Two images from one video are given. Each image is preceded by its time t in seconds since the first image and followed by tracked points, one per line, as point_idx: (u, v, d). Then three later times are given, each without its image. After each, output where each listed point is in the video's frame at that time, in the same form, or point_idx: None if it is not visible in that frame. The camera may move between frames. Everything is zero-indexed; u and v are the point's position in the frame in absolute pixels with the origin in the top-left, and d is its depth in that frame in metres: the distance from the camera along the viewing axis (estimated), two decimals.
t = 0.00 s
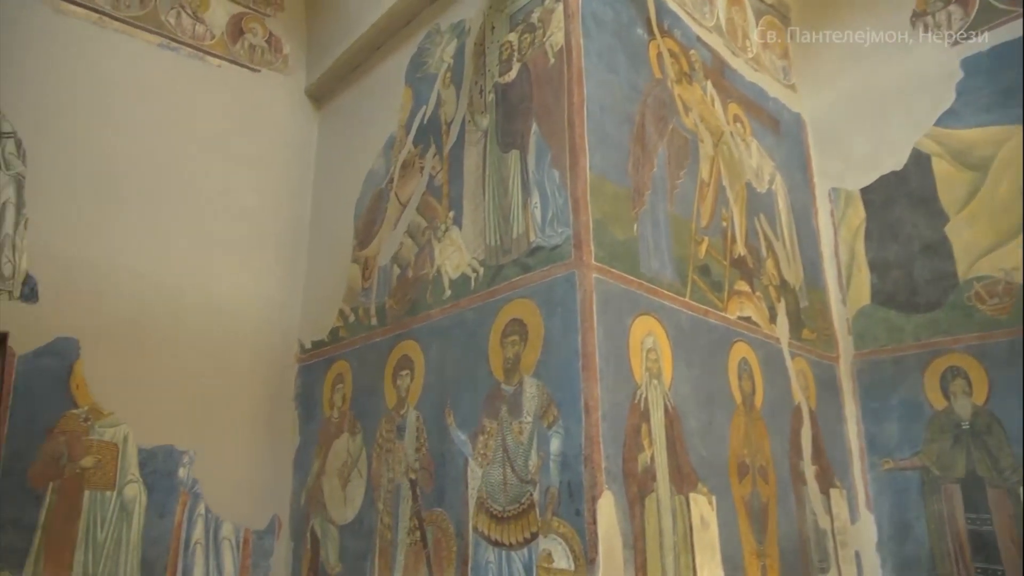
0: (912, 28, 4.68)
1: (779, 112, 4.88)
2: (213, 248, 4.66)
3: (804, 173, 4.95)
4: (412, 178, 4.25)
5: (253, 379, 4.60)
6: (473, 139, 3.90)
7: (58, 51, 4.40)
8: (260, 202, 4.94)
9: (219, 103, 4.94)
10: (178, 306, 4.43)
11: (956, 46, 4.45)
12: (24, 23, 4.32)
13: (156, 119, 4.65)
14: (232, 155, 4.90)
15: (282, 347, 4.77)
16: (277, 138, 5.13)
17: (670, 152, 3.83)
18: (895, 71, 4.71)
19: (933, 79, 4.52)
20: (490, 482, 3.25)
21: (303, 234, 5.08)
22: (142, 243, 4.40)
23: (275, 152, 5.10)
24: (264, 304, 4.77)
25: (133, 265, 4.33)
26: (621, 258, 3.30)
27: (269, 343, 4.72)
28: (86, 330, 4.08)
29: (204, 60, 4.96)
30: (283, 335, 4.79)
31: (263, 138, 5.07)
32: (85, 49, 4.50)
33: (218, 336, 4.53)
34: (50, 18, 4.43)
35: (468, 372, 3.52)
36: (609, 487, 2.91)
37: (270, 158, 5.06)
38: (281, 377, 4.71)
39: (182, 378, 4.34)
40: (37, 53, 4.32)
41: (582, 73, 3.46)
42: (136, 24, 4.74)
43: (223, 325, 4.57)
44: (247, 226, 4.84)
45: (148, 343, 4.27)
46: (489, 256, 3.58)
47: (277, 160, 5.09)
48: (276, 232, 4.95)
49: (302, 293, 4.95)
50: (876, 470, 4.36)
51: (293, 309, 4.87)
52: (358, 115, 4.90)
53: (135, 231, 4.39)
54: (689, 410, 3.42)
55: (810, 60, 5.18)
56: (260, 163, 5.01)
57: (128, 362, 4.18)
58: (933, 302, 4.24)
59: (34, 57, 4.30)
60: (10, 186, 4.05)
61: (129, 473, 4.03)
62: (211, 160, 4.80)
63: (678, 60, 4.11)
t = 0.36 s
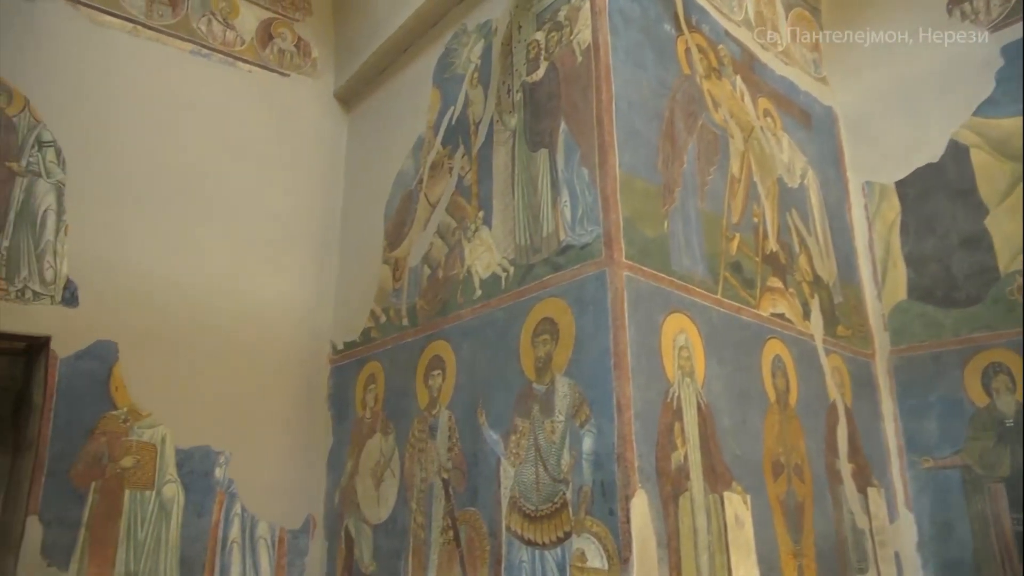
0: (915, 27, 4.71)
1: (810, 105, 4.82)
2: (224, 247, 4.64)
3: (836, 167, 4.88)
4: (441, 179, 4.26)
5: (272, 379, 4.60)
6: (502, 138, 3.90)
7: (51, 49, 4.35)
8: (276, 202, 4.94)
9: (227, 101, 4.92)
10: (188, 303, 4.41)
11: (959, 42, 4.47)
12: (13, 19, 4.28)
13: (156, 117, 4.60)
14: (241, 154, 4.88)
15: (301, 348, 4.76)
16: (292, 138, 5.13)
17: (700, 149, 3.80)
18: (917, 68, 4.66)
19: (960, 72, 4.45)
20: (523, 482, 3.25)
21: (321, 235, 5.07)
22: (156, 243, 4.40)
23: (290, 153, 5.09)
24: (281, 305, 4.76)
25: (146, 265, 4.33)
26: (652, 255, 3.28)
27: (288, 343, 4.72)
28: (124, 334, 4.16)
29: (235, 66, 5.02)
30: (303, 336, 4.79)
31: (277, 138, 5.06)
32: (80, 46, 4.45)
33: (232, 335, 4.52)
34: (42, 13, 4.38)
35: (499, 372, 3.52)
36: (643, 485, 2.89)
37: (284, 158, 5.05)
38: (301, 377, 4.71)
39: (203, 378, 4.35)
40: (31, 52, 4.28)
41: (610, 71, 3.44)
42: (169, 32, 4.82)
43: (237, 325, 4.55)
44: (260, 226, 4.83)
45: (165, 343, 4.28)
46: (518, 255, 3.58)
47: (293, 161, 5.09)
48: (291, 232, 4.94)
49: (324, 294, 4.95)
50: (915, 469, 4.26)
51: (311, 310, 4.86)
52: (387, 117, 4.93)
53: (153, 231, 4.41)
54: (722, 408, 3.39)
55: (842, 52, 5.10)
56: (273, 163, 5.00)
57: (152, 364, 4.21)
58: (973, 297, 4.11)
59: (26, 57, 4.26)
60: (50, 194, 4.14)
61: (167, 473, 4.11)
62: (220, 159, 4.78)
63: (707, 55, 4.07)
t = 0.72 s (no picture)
0: (916, 27, 4.46)
1: (845, 97, 4.74)
2: (231, 247, 4.61)
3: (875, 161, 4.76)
4: (473, 179, 4.27)
5: (284, 379, 4.57)
6: (533, 137, 3.90)
7: (48, 49, 4.33)
8: (288, 202, 4.92)
9: (235, 101, 4.90)
10: (194, 302, 4.39)
11: (959, 42, 4.16)
12: (10, 17, 4.27)
13: (156, 116, 4.57)
14: (246, 153, 4.84)
15: (312, 349, 4.72)
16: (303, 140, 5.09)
17: (733, 144, 3.76)
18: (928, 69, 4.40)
19: (981, 63, 4.03)
20: (558, 481, 3.25)
21: (334, 237, 5.03)
22: (185, 243, 4.45)
23: (301, 154, 5.06)
24: (291, 306, 4.72)
25: (175, 265, 4.39)
26: (687, 252, 3.26)
27: (300, 347, 4.68)
28: (166, 337, 4.24)
29: (267, 71, 5.08)
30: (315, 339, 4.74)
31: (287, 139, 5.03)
32: (75, 44, 4.42)
33: (240, 335, 4.48)
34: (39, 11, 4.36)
35: (534, 371, 3.52)
36: (679, 484, 2.87)
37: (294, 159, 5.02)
38: (315, 379, 4.67)
39: (230, 376, 4.39)
40: (29, 53, 4.27)
41: (641, 67, 3.42)
42: (203, 39, 4.89)
43: (242, 329, 4.50)
44: (268, 226, 4.79)
45: (192, 342, 4.32)
46: (552, 254, 3.58)
47: (304, 163, 5.05)
48: (300, 233, 4.90)
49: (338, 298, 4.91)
50: (962, 468, 3.94)
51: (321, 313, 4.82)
52: (417, 118, 4.96)
53: (187, 234, 4.48)
54: (759, 406, 3.36)
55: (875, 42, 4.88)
56: (282, 163, 4.96)
57: (188, 364, 4.27)
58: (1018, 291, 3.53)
59: (22, 59, 4.24)
60: (93, 201, 4.23)
61: (208, 473, 4.18)
62: (227, 159, 4.75)
63: (738, 49, 4.03)
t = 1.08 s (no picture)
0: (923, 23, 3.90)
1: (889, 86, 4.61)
2: (233, 247, 4.56)
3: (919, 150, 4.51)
4: (510, 179, 4.27)
5: (291, 380, 4.51)
6: (570, 136, 3.89)
7: (49, 46, 4.33)
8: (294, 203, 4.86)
9: (236, 101, 4.84)
10: (196, 303, 4.34)
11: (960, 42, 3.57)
12: (13, 13, 4.28)
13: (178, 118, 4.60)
14: (247, 153, 4.78)
15: (321, 348, 4.66)
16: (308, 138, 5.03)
17: (773, 137, 3.71)
18: (942, 71, 3.89)
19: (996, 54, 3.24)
20: (601, 480, 3.24)
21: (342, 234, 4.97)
22: (228, 248, 4.54)
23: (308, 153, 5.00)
24: (296, 304, 4.66)
25: (218, 269, 4.47)
26: (727, 248, 3.22)
27: (302, 347, 4.60)
28: (212, 340, 4.32)
29: (305, 76, 5.15)
30: (326, 338, 4.69)
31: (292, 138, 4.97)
32: (77, 41, 4.42)
33: (245, 337, 4.43)
34: (42, 9, 4.38)
35: (574, 369, 3.51)
36: (723, 483, 2.83)
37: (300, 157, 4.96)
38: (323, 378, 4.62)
39: (269, 378, 4.44)
40: (32, 50, 4.27)
41: (678, 62, 3.39)
42: (242, 47, 4.97)
43: (274, 328, 4.54)
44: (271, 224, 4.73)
45: (237, 345, 4.39)
46: (591, 252, 3.56)
47: (309, 161, 4.99)
48: (305, 231, 4.83)
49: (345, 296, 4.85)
50: None
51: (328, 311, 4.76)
52: (453, 119, 4.99)
53: (230, 239, 4.56)
54: (805, 403, 3.31)
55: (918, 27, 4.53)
56: (286, 163, 4.90)
57: (234, 367, 4.35)
58: None
59: (23, 56, 4.24)
60: (139, 208, 4.33)
61: (253, 473, 4.25)
62: (229, 159, 4.70)
63: (776, 41, 3.97)
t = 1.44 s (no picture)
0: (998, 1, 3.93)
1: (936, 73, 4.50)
2: (232, 248, 4.50)
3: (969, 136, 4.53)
4: (548, 177, 4.27)
5: (291, 380, 4.44)
6: (608, 133, 3.87)
7: (56, 47, 4.35)
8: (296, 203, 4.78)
9: (263, 105, 4.87)
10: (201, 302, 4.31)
11: None
12: (19, 14, 4.30)
13: (215, 124, 4.67)
14: (249, 154, 4.72)
15: (328, 348, 4.60)
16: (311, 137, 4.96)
17: (816, 129, 3.65)
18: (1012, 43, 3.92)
19: None
20: (645, 478, 3.21)
21: (348, 233, 4.90)
22: (271, 251, 4.61)
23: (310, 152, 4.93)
24: (303, 305, 4.61)
25: (261, 273, 4.54)
26: (770, 243, 3.17)
27: (328, 344, 4.61)
28: (257, 342, 4.40)
29: (343, 81, 5.20)
30: (336, 338, 4.65)
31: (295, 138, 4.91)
32: (83, 40, 4.43)
33: (245, 338, 4.37)
34: (50, 9, 4.40)
35: (616, 367, 3.50)
36: (770, 481, 2.79)
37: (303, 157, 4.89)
38: (332, 377, 4.56)
39: (313, 380, 4.50)
40: (40, 52, 4.30)
41: (716, 56, 3.35)
42: (281, 54, 5.05)
43: (316, 328, 4.60)
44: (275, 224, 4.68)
45: (282, 348, 4.46)
46: (630, 250, 3.54)
47: (314, 160, 4.93)
48: (311, 230, 4.78)
49: (352, 295, 4.79)
50: None
51: (336, 311, 4.70)
52: (489, 119, 5.01)
53: (272, 242, 4.63)
54: (852, 399, 3.24)
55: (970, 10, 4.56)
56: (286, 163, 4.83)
57: (280, 369, 4.42)
58: None
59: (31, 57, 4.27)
60: (185, 214, 4.42)
61: (299, 473, 4.31)
62: (235, 159, 4.67)
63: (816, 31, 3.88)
